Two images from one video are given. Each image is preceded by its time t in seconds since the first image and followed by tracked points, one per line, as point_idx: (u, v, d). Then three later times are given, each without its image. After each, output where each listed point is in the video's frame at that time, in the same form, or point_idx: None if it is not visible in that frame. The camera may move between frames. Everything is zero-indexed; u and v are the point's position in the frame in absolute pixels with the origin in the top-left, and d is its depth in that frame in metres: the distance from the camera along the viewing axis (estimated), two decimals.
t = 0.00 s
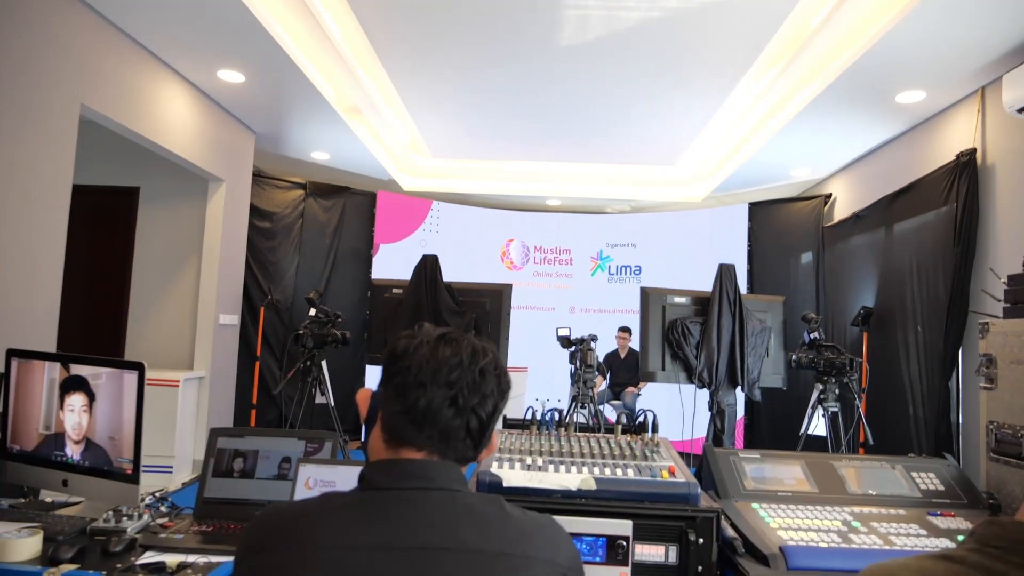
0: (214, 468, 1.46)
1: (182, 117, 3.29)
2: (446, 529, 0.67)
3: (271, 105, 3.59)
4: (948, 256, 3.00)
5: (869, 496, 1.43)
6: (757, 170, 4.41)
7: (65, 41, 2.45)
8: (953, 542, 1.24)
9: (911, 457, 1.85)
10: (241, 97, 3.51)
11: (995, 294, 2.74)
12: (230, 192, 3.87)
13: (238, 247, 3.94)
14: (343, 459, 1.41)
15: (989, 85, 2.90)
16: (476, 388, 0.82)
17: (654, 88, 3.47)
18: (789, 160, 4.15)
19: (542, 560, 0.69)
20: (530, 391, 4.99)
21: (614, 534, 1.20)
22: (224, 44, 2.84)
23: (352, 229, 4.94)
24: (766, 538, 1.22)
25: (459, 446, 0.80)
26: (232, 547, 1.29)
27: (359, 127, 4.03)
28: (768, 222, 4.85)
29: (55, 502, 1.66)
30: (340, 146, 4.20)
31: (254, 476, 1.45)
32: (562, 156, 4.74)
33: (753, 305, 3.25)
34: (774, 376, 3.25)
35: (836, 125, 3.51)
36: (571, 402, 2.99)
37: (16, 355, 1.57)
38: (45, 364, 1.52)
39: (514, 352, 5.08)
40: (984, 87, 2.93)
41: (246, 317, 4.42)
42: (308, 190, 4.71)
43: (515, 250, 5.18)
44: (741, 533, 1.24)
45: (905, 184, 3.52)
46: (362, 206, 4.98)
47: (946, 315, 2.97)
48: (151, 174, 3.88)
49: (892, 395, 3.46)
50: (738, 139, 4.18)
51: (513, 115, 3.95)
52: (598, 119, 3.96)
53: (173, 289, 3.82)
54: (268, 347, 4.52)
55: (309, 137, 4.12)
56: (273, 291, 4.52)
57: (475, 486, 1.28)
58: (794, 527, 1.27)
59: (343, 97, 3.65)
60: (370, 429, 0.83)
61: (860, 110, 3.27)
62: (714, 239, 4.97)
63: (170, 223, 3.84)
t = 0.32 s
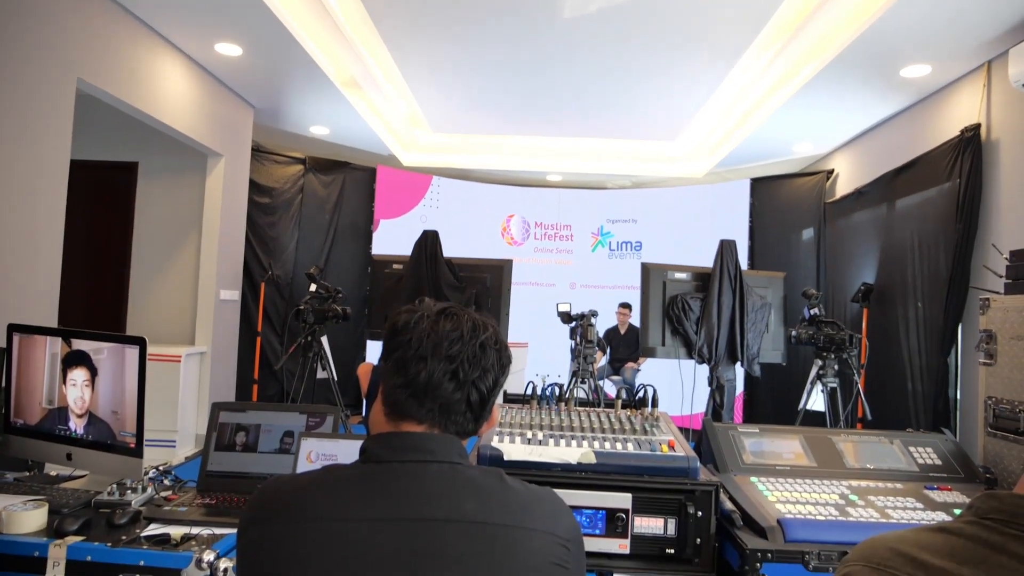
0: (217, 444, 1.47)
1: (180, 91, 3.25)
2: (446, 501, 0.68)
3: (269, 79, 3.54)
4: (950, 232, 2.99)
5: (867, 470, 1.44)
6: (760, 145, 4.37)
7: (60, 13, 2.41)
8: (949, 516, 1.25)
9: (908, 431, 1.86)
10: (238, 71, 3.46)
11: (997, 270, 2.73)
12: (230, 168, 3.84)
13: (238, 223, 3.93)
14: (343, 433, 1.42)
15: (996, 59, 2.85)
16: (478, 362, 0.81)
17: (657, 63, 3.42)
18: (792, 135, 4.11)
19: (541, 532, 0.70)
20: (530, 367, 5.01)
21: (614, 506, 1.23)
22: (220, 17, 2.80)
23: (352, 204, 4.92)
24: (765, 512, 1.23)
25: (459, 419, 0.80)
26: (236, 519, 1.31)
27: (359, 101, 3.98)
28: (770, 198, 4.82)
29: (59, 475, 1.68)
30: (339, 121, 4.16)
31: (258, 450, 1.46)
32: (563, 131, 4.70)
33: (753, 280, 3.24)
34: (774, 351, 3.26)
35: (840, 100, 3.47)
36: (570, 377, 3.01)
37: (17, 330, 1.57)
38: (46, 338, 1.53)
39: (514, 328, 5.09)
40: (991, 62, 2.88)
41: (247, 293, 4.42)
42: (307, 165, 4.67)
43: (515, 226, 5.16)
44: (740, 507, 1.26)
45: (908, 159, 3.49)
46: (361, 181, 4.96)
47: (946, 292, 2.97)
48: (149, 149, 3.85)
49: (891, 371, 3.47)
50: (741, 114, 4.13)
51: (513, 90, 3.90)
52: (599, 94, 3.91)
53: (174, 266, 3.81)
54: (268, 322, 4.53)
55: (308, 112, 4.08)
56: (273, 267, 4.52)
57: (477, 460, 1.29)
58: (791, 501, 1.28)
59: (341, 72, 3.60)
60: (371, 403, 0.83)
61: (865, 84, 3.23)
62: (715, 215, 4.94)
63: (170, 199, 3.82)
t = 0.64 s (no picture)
0: (218, 421, 1.48)
1: (177, 68, 3.22)
2: (447, 478, 0.68)
3: (268, 56, 3.50)
4: (952, 212, 2.97)
5: (866, 449, 1.45)
6: (763, 124, 4.34)
7: None
8: (947, 494, 1.26)
9: (906, 411, 1.87)
10: (236, 48, 3.42)
11: (999, 250, 2.72)
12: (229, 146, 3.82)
13: (238, 202, 3.91)
14: (344, 411, 1.43)
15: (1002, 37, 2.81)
16: (479, 340, 0.81)
17: (660, 41, 3.38)
18: (795, 114, 4.08)
19: (542, 510, 0.70)
20: (530, 346, 5.02)
21: (614, 484, 1.23)
22: None
23: (351, 183, 4.89)
24: (764, 491, 1.24)
25: (460, 398, 0.81)
26: (237, 496, 1.31)
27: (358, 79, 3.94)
28: (772, 177, 4.79)
29: (62, 453, 1.69)
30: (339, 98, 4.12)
31: (259, 428, 1.47)
32: (564, 110, 4.66)
33: (753, 259, 3.23)
34: (774, 332, 3.26)
35: (844, 78, 3.43)
36: (570, 356, 3.01)
37: (18, 309, 1.57)
38: (46, 317, 1.53)
39: (514, 308, 5.10)
40: (997, 39, 2.84)
41: (247, 272, 4.42)
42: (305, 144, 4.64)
43: (515, 205, 5.14)
44: (740, 486, 1.27)
45: (911, 139, 3.47)
46: (361, 160, 4.92)
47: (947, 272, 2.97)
48: (147, 127, 3.83)
49: (891, 351, 3.48)
50: (743, 93, 4.08)
51: (514, 68, 3.86)
52: (601, 72, 3.86)
53: (173, 245, 3.80)
54: (269, 302, 4.53)
55: (307, 89, 4.04)
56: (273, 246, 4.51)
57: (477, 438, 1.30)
58: (790, 479, 1.29)
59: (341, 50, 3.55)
60: (372, 381, 0.84)
61: (870, 62, 3.19)
62: (716, 194, 4.92)
63: (169, 178, 3.80)
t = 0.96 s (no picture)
0: (218, 404, 1.49)
1: (174, 50, 3.18)
2: (448, 460, 0.69)
3: (266, 36, 3.46)
4: (954, 196, 2.96)
5: (864, 432, 1.46)
6: (764, 107, 4.31)
7: None
8: (945, 477, 1.27)
9: (905, 394, 1.88)
10: (232, 29, 3.38)
11: (1001, 233, 2.72)
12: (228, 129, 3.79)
13: (237, 186, 3.89)
14: (344, 394, 1.43)
15: (1006, 19, 2.78)
16: (480, 323, 0.81)
17: (661, 24, 3.34)
18: (797, 97, 4.05)
19: (542, 492, 0.71)
20: (530, 329, 5.02)
21: (614, 466, 1.24)
22: None
23: (350, 165, 4.87)
24: (763, 474, 1.25)
25: (460, 380, 0.81)
26: (239, 478, 1.32)
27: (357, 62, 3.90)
28: (773, 161, 4.76)
29: (63, 435, 1.69)
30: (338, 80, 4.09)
31: (260, 410, 1.48)
32: (564, 92, 4.62)
33: (754, 243, 3.22)
34: (773, 316, 3.26)
35: (846, 60, 3.39)
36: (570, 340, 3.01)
37: (17, 292, 1.57)
38: (45, 300, 1.53)
39: (514, 291, 5.09)
40: (1002, 21, 2.81)
41: (246, 255, 4.41)
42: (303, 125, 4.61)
43: (515, 188, 5.11)
44: (739, 469, 1.27)
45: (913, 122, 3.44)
46: (360, 143, 4.89)
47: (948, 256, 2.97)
48: (145, 109, 3.80)
49: (890, 335, 3.48)
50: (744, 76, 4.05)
51: (514, 50, 3.82)
52: (602, 54, 3.82)
53: (172, 228, 3.79)
54: (268, 285, 4.52)
55: (305, 70, 4.00)
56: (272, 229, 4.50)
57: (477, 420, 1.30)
58: (789, 462, 1.30)
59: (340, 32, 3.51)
60: (374, 362, 0.84)
61: (873, 44, 3.16)
62: (717, 177, 4.89)
63: (167, 161, 3.78)
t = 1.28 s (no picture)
0: (218, 386, 1.49)
1: (170, 29, 3.14)
2: (448, 441, 0.69)
3: (263, 16, 3.42)
4: (955, 179, 2.95)
5: (863, 414, 1.46)
6: (765, 89, 4.28)
7: None
8: (943, 459, 1.28)
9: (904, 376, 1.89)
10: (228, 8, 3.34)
11: (1002, 215, 2.71)
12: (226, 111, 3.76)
13: (235, 168, 3.87)
14: (344, 376, 1.44)
15: None
16: (482, 306, 0.81)
17: (662, 6, 3.31)
18: (799, 78, 4.02)
19: (542, 473, 0.71)
20: (530, 311, 5.02)
21: (613, 447, 1.25)
22: None
23: (349, 147, 4.84)
24: (763, 456, 1.25)
25: (461, 362, 0.81)
26: (240, 458, 1.33)
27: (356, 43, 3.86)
28: (775, 143, 4.73)
29: (64, 417, 1.70)
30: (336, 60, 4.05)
31: (260, 392, 1.48)
32: (565, 73, 4.58)
33: (755, 225, 3.21)
34: (773, 299, 3.26)
35: (849, 41, 3.36)
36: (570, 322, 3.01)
37: (16, 273, 1.56)
38: (44, 282, 1.52)
39: (514, 273, 5.09)
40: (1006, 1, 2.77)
41: (245, 237, 4.40)
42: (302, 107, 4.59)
43: (515, 170, 5.09)
44: (738, 451, 1.28)
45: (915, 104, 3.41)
46: (359, 124, 4.86)
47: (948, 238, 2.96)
48: (141, 89, 3.76)
49: (890, 318, 3.49)
50: (745, 59, 4.01)
51: (514, 31, 3.77)
52: (604, 35, 3.78)
53: (171, 210, 3.78)
54: (267, 267, 4.52)
55: (303, 50, 3.95)
56: (271, 211, 4.48)
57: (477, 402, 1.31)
58: (788, 443, 1.31)
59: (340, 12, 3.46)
60: (375, 344, 0.84)
61: (877, 25, 3.13)
62: (718, 159, 4.87)
63: (165, 143, 3.76)
